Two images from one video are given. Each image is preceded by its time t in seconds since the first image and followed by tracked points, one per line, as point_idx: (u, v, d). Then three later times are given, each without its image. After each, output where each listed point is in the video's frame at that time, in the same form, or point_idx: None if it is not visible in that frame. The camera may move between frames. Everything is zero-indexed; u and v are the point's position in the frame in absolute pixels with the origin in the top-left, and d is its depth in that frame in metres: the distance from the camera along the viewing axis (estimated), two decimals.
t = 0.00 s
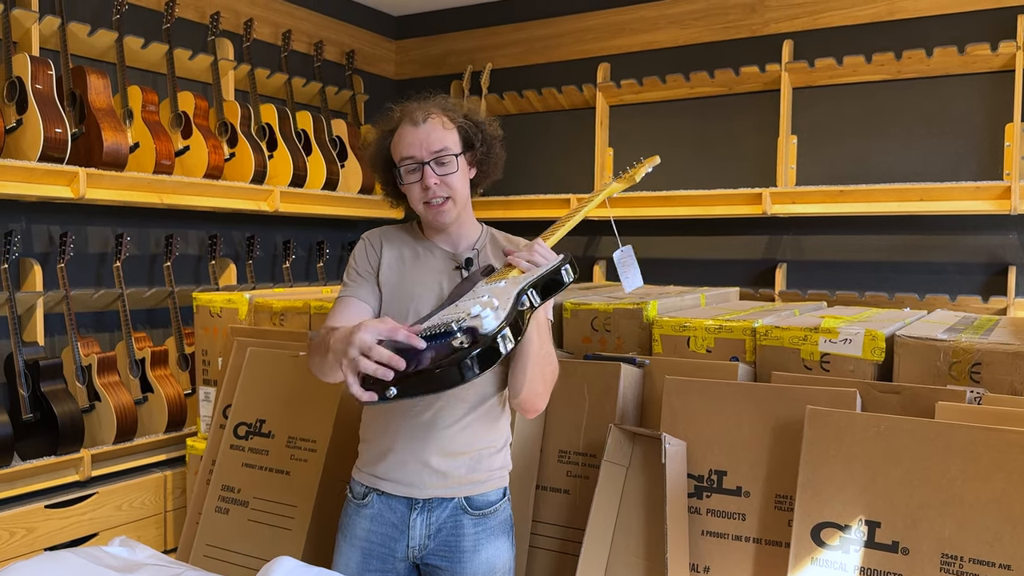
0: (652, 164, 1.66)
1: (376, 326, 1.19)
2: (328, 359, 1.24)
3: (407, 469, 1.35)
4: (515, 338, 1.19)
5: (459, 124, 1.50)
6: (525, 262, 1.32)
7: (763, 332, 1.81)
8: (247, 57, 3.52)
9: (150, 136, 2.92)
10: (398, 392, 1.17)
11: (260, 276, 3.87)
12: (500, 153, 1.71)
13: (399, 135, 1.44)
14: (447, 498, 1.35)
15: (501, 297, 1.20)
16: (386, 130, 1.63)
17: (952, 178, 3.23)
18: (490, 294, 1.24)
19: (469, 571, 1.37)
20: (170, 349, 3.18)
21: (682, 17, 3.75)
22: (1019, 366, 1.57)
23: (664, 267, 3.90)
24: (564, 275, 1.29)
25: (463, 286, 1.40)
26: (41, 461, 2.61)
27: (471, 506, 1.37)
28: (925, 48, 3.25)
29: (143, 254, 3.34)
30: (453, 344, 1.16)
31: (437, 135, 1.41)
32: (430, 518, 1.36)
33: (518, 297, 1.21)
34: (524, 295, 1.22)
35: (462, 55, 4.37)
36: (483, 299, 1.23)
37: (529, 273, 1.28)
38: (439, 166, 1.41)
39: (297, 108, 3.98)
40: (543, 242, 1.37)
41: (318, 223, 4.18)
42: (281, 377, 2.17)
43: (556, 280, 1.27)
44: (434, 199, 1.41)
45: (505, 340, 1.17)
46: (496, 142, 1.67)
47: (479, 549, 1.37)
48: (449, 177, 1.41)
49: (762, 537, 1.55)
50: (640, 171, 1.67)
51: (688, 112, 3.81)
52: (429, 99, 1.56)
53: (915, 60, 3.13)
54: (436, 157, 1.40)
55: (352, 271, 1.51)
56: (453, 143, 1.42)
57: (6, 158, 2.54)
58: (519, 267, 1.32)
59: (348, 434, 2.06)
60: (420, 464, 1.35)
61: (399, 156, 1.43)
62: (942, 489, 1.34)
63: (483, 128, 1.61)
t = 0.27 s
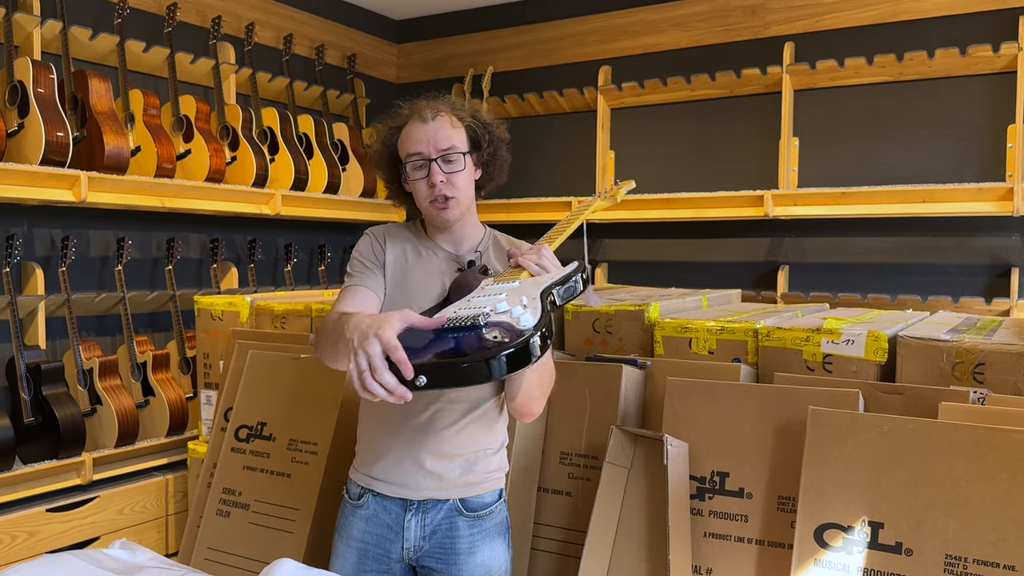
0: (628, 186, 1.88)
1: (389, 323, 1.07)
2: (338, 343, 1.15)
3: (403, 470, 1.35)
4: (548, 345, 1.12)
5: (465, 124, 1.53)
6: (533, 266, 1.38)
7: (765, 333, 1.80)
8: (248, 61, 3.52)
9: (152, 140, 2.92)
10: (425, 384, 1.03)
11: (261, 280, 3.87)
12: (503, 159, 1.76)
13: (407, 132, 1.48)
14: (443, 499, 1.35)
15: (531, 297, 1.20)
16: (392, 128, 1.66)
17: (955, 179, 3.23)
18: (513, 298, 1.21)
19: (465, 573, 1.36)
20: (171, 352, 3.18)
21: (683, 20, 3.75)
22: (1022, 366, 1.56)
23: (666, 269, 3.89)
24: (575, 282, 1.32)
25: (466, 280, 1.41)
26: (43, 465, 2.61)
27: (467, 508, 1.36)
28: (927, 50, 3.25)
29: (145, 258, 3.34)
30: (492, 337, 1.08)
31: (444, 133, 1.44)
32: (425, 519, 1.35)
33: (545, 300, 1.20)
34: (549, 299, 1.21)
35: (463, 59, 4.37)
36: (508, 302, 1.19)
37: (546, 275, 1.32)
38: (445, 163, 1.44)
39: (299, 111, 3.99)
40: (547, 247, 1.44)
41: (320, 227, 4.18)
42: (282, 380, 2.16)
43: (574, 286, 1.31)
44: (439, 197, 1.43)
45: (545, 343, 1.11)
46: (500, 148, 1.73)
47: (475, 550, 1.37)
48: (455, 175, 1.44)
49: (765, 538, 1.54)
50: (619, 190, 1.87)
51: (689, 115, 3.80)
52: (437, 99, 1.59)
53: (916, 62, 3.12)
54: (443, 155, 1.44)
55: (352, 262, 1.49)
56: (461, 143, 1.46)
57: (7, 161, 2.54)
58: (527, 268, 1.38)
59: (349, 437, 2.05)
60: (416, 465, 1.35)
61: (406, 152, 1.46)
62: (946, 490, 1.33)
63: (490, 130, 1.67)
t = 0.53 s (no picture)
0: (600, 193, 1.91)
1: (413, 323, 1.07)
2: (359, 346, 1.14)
3: (403, 474, 1.35)
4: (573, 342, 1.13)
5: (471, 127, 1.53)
6: (535, 266, 1.38)
7: (768, 335, 1.80)
8: (250, 65, 3.53)
9: (154, 144, 2.92)
10: (457, 383, 1.02)
11: (263, 284, 3.87)
12: (508, 164, 1.76)
13: (415, 132, 1.47)
14: (442, 503, 1.34)
15: (550, 293, 1.20)
16: (398, 129, 1.65)
17: (957, 181, 3.22)
18: (531, 294, 1.21)
19: None
20: (173, 357, 3.18)
21: (685, 23, 3.76)
22: None
23: (668, 272, 3.89)
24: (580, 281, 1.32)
25: (470, 281, 1.41)
26: (45, 469, 2.61)
27: (467, 511, 1.36)
28: (929, 52, 3.25)
29: (147, 262, 3.35)
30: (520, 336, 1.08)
31: (452, 135, 1.44)
32: (425, 523, 1.35)
33: (562, 297, 1.20)
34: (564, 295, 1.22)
35: (465, 63, 4.38)
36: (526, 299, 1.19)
37: (552, 273, 1.33)
38: (452, 165, 1.43)
39: (301, 116, 3.99)
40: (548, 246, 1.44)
41: (322, 231, 4.19)
42: (285, 384, 2.16)
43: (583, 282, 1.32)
44: (445, 198, 1.43)
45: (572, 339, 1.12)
46: (506, 152, 1.73)
47: (475, 554, 1.36)
48: (462, 177, 1.43)
49: (769, 541, 1.54)
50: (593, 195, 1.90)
51: (691, 118, 3.80)
52: (444, 100, 1.59)
53: (918, 64, 3.12)
54: (450, 156, 1.43)
55: (356, 261, 1.49)
56: (468, 144, 1.45)
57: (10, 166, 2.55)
58: (531, 268, 1.39)
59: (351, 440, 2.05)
60: (416, 469, 1.34)
61: (414, 152, 1.46)
62: (950, 492, 1.32)
63: (496, 133, 1.67)
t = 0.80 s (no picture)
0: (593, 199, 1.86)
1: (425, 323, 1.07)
2: (368, 347, 1.14)
3: (404, 479, 1.35)
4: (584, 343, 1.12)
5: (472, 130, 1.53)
6: (539, 267, 1.38)
7: (769, 339, 1.79)
8: (252, 71, 3.54)
9: (155, 150, 2.93)
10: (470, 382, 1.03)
11: (265, 289, 3.87)
12: (509, 169, 1.77)
13: (416, 135, 1.48)
14: (443, 508, 1.34)
15: (557, 295, 1.20)
16: (400, 132, 1.65)
17: (959, 183, 3.22)
18: (538, 294, 1.21)
19: None
20: (175, 362, 3.18)
21: (685, 27, 3.76)
22: None
23: (670, 276, 3.89)
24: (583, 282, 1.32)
25: (472, 284, 1.40)
26: (47, 476, 2.61)
27: (468, 517, 1.35)
28: (929, 55, 3.25)
29: (149, 268, 3.35)
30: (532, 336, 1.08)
31: (454, 137, 1.45)
32: (426, 529, 1.35)
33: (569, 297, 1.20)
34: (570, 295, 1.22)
35: (466, 68, 4.38)
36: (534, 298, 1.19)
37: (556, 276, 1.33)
38: (454, 167, 1.44)
39: (302, 121, 4.00)
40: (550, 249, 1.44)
41: (324, 236, 4.19)
42: (286, 389, 2.16)
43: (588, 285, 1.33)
44: (446, 200, 1.43)
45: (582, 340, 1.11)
46: (507, 156, 1.73)
47: (477, 559, 1.36)
48: (463, 179, 1.44)
49: (771, 545, 1.53)
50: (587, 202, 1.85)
51: (692, 121, 3.80)
52: (445, 105, 1.59)
53: (919, 67, 3.12)
54: (451, 159, 1.44)
55: (357, 264, 1.48)
56: (469, 147, 1.46)
57: (12, 172, 2.55)
58: (534, 270, 1.38)
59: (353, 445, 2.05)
60: (417, 474, 1.34)
61: (415, 154, 1.46)
62: (952, 495, 1.32)
63: (497, 138, 1.68)
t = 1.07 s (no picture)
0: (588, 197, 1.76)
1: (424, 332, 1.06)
2: (369, 356, 1.14)
3: (406, 485, 1.35)
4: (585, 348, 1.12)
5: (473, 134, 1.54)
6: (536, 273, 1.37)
7: (770, 342, 1.79)
8: (253, 77, 3.55)
9: (157, 156, 2.94)
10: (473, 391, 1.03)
11: (267, 294, 3.88)
12: (510, 174, 1.77)
13: (416, 138, 1.49)
14: (445, 513, 1.34)
15: (556, 300, 1.20)
16: (400, 137, 1.66)
17: (960, 185, 3.22)
18: (537, 300, 1.22)
19: None
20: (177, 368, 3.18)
21: (685, 30, 3.77)
22: None
23: (671, 279, 3.89)
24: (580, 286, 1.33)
25: (471, 289, 1.41)
26: (50, 481, 2.61)
27: (470, 522, 1.35)
28: (929, 57, 3.25)
29: (150, 274, 3.36)
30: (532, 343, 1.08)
31: (454, 140, 1.46)
32: (428, 534, 1.35)
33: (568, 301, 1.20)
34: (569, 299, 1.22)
35: (466, 72, 4.39)
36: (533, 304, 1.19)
37: (554, 279, 1.33)
38: (454, 170, 1.44)
39: (303, 126, 4.01)
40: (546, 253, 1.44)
41: (325, 240, 4.19)
42: (287, 394, 2.16)
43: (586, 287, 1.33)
44: (446, 204, 1.43)
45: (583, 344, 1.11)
46: (508, 161, 1.74)
47: (479, 565, 1.36)
48: (463, 183, 1.44)
49: (772, 548, 1.53)
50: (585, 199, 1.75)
51: (692, 125, 3.81)
52: (446, 109, 1.59)
53: (919, 69, 3.12)
54: (451, 162, 1.45)
55: (358, 268, 1.49)
56: (469, 150, 1.47)
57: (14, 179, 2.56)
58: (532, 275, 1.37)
59: (354, 450, 2.05)
60: (419, 479, 1.34)
61: (415, 157, 1.47)
62: (953, 498, 1.32)
63: (498, 143, 1.68)
